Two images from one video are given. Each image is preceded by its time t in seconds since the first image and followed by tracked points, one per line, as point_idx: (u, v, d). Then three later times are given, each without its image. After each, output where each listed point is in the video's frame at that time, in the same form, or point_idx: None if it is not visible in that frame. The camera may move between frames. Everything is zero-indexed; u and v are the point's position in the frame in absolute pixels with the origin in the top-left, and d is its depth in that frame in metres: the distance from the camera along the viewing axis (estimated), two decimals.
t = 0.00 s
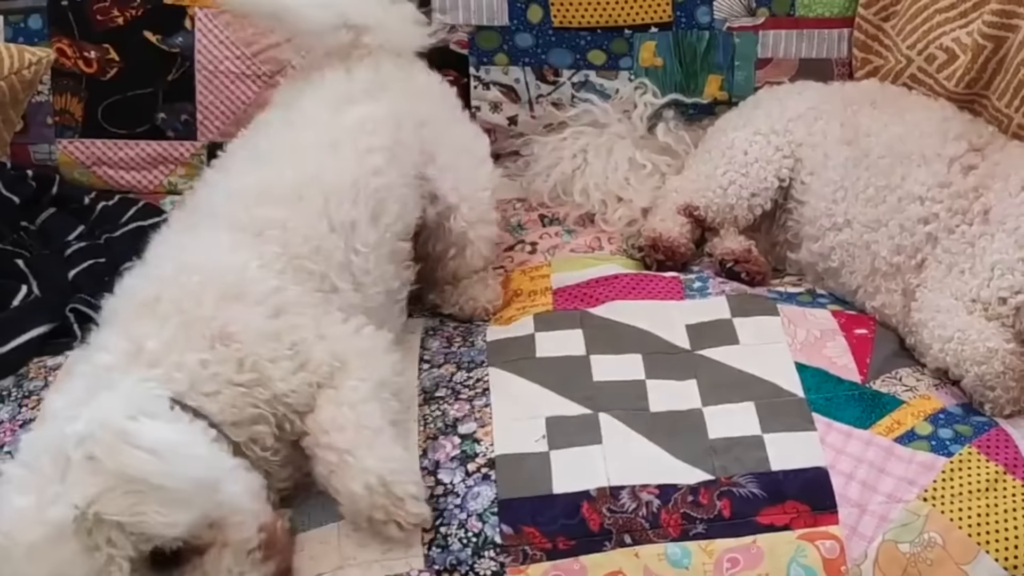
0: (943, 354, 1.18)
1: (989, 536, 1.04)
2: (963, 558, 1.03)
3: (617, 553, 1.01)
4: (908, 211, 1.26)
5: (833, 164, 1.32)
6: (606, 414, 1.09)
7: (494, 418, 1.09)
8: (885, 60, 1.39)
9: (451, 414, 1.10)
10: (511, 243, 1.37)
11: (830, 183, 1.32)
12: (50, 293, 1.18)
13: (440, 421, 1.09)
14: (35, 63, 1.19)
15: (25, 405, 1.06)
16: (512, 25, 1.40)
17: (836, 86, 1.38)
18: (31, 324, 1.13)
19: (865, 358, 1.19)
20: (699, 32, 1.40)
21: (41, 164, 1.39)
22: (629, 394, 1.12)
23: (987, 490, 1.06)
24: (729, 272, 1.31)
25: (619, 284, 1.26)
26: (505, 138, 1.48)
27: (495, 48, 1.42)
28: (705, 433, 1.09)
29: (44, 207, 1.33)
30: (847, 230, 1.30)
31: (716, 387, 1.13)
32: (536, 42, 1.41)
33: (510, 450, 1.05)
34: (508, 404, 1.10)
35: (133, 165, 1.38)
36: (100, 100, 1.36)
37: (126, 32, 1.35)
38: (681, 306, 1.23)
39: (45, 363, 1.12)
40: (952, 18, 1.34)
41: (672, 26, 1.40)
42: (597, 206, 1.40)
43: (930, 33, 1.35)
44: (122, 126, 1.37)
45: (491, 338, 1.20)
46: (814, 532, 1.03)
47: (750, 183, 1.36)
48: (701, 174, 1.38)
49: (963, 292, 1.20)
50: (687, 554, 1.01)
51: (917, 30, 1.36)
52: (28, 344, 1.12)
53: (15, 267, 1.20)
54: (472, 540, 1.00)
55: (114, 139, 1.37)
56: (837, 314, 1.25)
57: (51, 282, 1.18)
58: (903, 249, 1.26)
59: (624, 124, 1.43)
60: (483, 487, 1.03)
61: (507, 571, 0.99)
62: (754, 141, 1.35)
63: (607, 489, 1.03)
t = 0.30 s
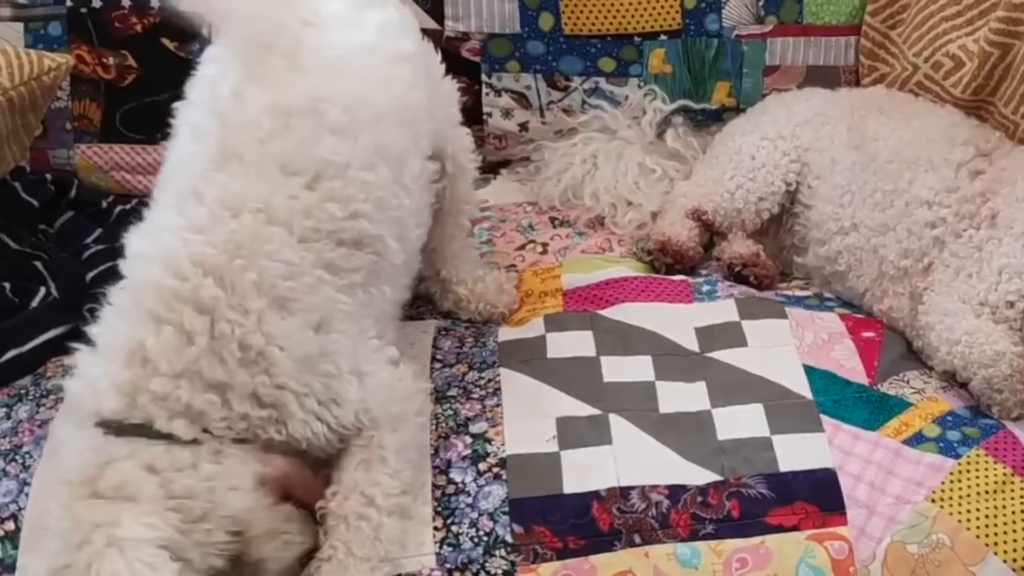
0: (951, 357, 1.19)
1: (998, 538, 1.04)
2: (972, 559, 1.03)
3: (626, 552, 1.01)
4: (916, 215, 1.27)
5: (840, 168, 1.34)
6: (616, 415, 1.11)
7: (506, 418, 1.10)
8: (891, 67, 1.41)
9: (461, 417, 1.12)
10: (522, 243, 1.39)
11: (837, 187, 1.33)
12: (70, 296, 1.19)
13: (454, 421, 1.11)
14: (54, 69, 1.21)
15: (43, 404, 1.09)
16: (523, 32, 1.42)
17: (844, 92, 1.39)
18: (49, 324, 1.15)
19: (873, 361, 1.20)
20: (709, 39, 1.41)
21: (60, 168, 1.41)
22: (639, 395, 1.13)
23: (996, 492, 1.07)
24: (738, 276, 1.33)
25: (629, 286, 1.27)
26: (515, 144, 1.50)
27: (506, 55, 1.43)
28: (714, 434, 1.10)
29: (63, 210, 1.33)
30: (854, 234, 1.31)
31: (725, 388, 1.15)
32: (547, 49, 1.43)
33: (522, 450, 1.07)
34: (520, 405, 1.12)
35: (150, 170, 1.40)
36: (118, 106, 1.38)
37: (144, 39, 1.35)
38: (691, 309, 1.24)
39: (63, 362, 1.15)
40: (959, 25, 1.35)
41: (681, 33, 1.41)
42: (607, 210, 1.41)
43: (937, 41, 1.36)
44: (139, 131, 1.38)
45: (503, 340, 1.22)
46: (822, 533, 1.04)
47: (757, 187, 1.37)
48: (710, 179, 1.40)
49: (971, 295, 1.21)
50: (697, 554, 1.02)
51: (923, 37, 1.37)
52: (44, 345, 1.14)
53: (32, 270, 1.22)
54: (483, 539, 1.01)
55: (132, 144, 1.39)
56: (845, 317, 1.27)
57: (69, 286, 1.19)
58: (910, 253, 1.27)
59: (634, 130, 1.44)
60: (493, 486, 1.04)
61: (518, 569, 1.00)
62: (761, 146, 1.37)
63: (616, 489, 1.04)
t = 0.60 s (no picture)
0: (958, 341, 1.18)
1: (1007, 524, 1.03)
2: (981, 545, 1.02)
3: (628, 539, 1.01)
4: (923, 198, 1.26)
5: (846, 151, 1.33)
6: (617, 400, 1.10)
7: (508, 405, 1.11)
8: (897, 53, 1.40)
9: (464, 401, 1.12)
10: (526, 232, 1.39)
11: (842, 170, 1.33)
12: (70, 279, 1.20)
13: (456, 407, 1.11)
14: (56, 52, 1.22)
15: (40, 388, 1.09)
16: (527, 18, 1.42)
17: (849, 77, 1.39)
18: (48, 307, 1.15)
19: (879, 346, 1.20)
20: (713, 25, 1.41)
21: (62, 154, 1.40)
22: (640, 380, 1.13)
23: (1004, 477, 1.05)
24: (741, 262, 1.33)
25: (632, 274, 1.27)
26: (519, 131, 1.50)
27: (510, 41, 1.43)
28: (718, 419, 1.10)
29: (64, 194, 1.33)
30: (860, 218, 1.31)
31: (728, 373, 1.14)
32: (551, 35, 1.43)
33: (525, 437, 1.07)
34: (523, 392, 1.12)
35: (153, 157, 1.40)
36: (121, 91, 1.38)
37: (145, 23, 1.36)
38: (694, 294, 1.24)
39: (61, 347, 1.14)
40: (965, 9, 1.34)
41: (685, 19, 1.41)
42: (611, 195, 1.42)
43: (943, 25, 1.35)
44: (141, 116, 1.38)
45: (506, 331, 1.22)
46: (828, 519, 1.03)
47: (761, 172, 1.38)
48: (713, 164, 1.41)
49: (980, 279, 1.20)
50: (699, 540, 1.01)
51: (929, 21, 1.36)
52: (43, 328, 1.13)
53: (33, 254, 1.22)
54: (483, 529, 1.01)
55: (134, 129, 1.39)
56: (850, 303, 1.26)
57: (70, 267, 1.20)
58: (917, 237, 1.27)
59: (637, 116, 1.44)
60: (494, 478, 1.05)
61: (518, 558, 0.99)
62: (765, 131, 1.37)
63: (618, 475, 1.04)
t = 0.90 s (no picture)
0: (941, 340, 1.19)
1: (987, 521, 1.04)
2: (962, 543, 1.04)
3: (612, 535, 1.02)
4: (905, 199, 1.29)
5: (830, 154, 1.36)
6: (602, 396, 1.12)
7: (492, 401, 1.11)
8: (881, 55, 1.42)
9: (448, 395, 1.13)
10: (513, 231, 1.40)
11: (827, 173, 1.36)
12: (62, 283, 1.19)
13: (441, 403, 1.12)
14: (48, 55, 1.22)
15: (30, 386, 1.08)
16: (514, 20, 1.44)
17: (834, 80, 1.41)
18: (40, 310, 1.15)
19: (862, 345, 1.21)
20: (699, 27, 1.43)
21: (55, 155, 1.41)
22: (625, 378, 1.14)
23: (987, 475, 1.07)
24: (726, 261, 1.35)
25: (617, 272, 1.29)
26: (507, 133, 1.51)
27: (497, 43, 1.45)
28: (702, 417, 1.11)
29: (57, 194, 1.34)
30: (843, 219, 1.33)
31: (712, 371, 1.15)
32: (539, 37, 1.45)
33: (508, 433, 1.08)
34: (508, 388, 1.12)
35: (147, 158, 1.41)
36: (114, 93, 1.40)
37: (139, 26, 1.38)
38: (679, 294, 1.25)
39: (53, 349, 1.14)
40: (949, 11, 1.37)
41: (671, 22, 1.43)
42: (597, 196, 1.43)
43: (926, 27, 1.38)
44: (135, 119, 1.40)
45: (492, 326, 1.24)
46: (810, 516, 1.04)
47: (746, 173, 1.40)
48: (699, 165, 1.43)
49: (962, 278, 1.21)
50: (682, 537, 1.02)
51: (912, 24, 1.39)
52: (35, 329, 1.13)
53: (26, 254, 1.21)
54: (467, 521, 1.01)
55: (127, 130, 1.41)
56: (834, 302, 1.27)
57: (62, 272, 1.19)
58: (899, 237, 1.29)
59: (624, 118, 1.46)
60: (478, 469, 1.05)
61: (501, 552, 1.00)
62: (751, 132, 1.40)
63: (602, 471, 1.05)
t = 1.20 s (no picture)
0: (918, 337, 1.24)
1: (962, 511, 1.09)
2: (937, 532, 1.08)
3: (602, 524, 1.06)
4: (883, 202, 1.34)
5: (811, 159, 1.41)
6: (592, 390, 1.16)
7: (487, 394, 1.16)
8: (861, 62, 1.47)
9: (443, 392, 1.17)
10: (506, 234, 1.46)
11: (809, 177, 1.41)
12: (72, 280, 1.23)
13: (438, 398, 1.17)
14: (59, 63, 1.26)
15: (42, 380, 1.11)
16: (507, 28, 1.48)
17: (815, 86, 1.46)
18: (52, 306, 1.18)
19: (842, 341, 1.26)
20: (685, 35, 1.48)
21: (66, 159, 1.45)
22: (615, 373, 1.18)
23: (961, 466, 1.11)
24: (711, 261, 1.40)
25: (606, 270, 1.33)
26: (500, 137, 1.56)
27: (491, 50, 1.49)
28: (688, 410, 1.15)
29: (67, 198, 1.38)
30: (825, 220, 1.38)
31: (698, 367, 1.20)
32: (531, 45, 1.49)
33: (502, 426, 1.12)
34: (502, 383, 1.17)
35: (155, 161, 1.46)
36: (122, 99, 1.43)
37: (147, 34, 1.42)
38: (665, 291, 1.30)
39: (64, 343, 1.17)
40: (926, 20, 1.42)
41: (658, 30, 1.48)
42: (587, 199, 1.48)
43: (904, 36, 1.43)
44: (142, 123, 1.44)
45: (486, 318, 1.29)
46: (792, 506, 1.08)
47: (731, 177, 1.45)
48: (685, 169, 1.48)
49: (938, 278, 1.26)
50: (669, 526, 1.07)
51: (891, 33, 1.44)
52: (47, 324, 1.16)
53: (37, 254, 1.25)
54: (463, 510, 1.05)
55: (134, 135, 1.44)
56: (815, 300, 1.32)
57: (72, 271, 1.23)
58: (878, 238, 1.34)
59: (613, 123, 1.52)
60: (473, 460, 1.09)
61: (496, 540, 1.04)
62: (735, 137, 1.45)
63: (592, 462, 1.09)
